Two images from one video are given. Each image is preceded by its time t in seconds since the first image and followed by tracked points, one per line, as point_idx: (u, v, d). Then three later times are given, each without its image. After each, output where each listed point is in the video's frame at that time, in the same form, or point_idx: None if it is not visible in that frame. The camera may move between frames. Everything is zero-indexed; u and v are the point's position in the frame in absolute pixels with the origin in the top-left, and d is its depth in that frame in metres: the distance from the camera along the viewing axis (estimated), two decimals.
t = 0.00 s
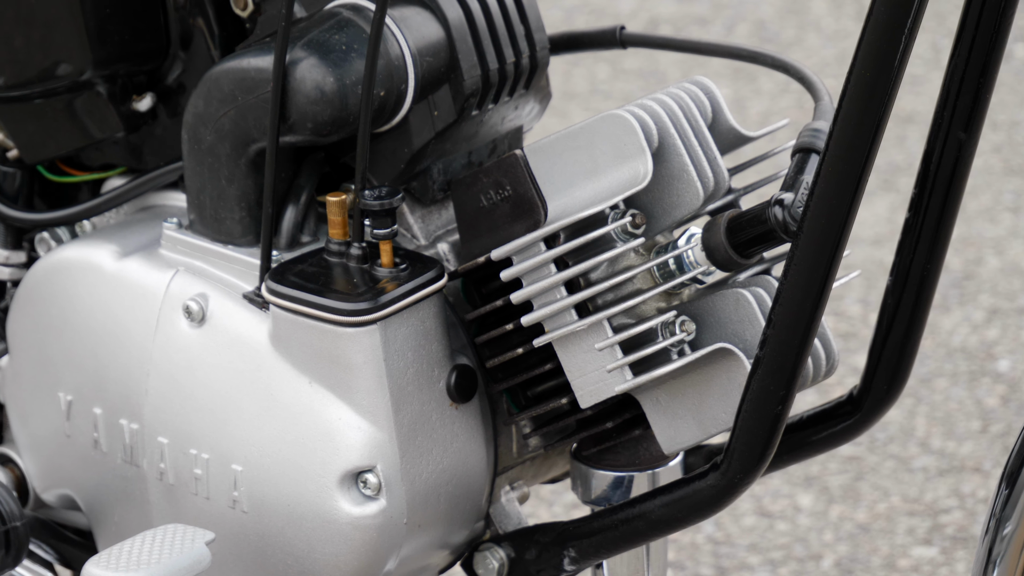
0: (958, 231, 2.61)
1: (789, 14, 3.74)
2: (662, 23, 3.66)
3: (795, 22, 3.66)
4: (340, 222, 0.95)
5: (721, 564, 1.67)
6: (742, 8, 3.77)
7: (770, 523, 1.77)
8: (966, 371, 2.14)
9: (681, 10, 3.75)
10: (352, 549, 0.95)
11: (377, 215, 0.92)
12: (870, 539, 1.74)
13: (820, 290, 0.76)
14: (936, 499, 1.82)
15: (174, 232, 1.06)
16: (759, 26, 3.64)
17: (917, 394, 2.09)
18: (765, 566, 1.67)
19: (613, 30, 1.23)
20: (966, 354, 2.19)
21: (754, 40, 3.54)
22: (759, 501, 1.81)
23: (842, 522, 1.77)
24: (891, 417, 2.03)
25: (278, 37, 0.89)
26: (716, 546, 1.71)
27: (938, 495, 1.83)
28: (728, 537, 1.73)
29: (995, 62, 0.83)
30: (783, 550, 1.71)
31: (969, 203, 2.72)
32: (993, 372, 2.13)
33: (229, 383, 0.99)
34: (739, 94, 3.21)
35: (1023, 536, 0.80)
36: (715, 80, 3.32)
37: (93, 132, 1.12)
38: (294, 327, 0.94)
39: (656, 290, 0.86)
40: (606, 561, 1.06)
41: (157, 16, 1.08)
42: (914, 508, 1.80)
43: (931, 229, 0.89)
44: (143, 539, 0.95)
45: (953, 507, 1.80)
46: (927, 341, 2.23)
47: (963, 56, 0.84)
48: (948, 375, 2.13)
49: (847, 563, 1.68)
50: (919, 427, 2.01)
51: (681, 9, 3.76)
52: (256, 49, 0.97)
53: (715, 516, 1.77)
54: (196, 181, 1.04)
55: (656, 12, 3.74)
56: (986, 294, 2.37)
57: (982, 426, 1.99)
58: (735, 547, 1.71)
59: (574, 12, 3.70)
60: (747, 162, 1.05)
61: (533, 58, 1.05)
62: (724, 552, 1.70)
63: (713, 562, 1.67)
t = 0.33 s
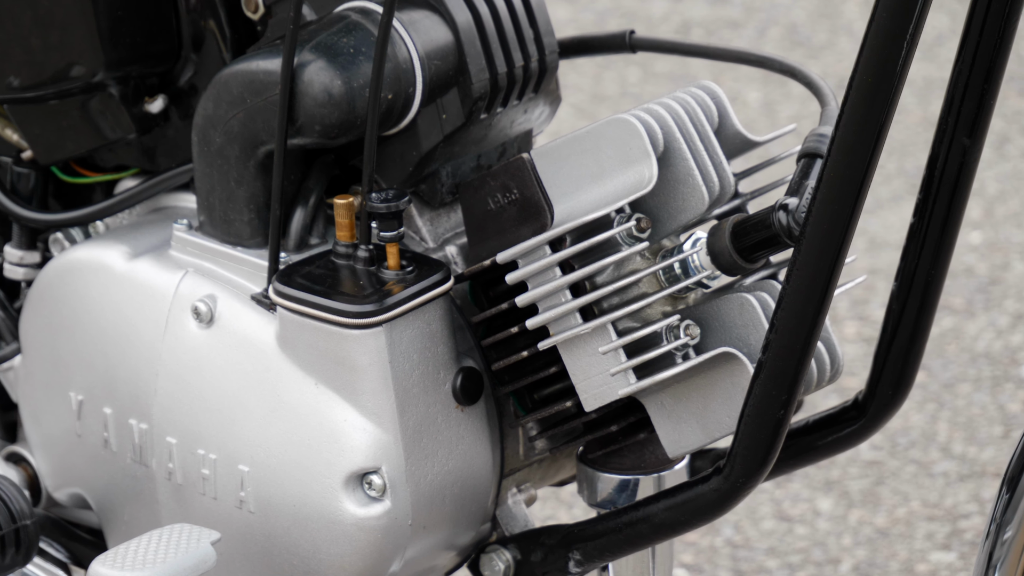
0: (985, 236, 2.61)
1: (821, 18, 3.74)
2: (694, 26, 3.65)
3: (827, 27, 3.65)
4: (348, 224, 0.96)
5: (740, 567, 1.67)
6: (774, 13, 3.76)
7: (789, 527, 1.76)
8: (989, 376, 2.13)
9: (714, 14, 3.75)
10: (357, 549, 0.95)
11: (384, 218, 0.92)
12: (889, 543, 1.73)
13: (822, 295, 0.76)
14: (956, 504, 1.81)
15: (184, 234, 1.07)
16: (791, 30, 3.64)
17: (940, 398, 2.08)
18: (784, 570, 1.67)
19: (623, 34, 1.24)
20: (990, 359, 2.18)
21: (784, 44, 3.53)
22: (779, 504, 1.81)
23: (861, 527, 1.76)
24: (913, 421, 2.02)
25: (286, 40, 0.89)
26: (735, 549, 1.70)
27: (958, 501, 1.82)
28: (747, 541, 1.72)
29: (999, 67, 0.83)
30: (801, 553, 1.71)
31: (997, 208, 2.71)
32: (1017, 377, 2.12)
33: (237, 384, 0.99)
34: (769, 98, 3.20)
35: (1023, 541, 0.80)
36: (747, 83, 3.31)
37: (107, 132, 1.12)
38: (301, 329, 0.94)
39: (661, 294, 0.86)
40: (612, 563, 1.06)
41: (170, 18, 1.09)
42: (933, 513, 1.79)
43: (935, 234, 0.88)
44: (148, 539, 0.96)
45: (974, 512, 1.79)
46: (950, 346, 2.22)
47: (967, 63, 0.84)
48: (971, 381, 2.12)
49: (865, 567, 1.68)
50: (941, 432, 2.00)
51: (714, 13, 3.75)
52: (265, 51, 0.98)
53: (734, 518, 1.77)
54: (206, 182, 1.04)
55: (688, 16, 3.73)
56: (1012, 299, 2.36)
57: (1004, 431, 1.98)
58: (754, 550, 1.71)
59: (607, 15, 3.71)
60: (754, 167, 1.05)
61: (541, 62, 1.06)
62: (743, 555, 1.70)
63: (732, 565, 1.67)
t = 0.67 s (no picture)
0: (1015, 238, 2.58)
1: (856, 19, 3.70)
2: (728, 26, 3.63)
3: (861, 27, 3.61)
4: (354, 227, 0.96)
5: (760, 569, 1.66)
6: (808, 14, 3.74)
7: (810, 529, 1.76)
8: (1015, 379, 2.10)
9: (748, 14, 3.72)
10: (361, 551, 0.95)
11: (390, 221, 0.92)
12: (910, 546, 1.72)
13: (823, 301, 0.76)
14: (978, 507, 1.80)
15: (193, 235, 1.07)
16: (826, 31, 3.61)
17: (965, 401, 2.06)
18: (804, 572, 1.66)
19: (632, 39, 1.23)
20: (1017, 362, 2.15)
21: (819, 45, 3.50)
22: (800, 506, 1.80)
23: (882, 529, 1.75)
24: (937, 424, 2.00)
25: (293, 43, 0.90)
26: (755, 551, 1.70)
27: (981, 504, 1.80)
28: (768, 543, 1.72)
29: (1002, 74, 0.83)
30: (821, 556, 1.70)
31: None
32: None
33: (242, 385, 0.99)
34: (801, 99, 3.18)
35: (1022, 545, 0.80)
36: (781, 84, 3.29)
37: (119, 131, 1.13)
38: (306, 331, 0.95)
39: (664, 298, 0.86)
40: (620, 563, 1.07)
41: (180, 21, 1.10)
42: (955, 516, 1.78)
43: (939, 241, 0.87)
44: (153, 539, 0.96)
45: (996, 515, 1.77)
46: (976, 348, 2.20)
47: (970, 70, 0.83)
48: (997, 384, 2.09)
49: (886, 570, 1.67)
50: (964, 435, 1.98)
51: (747, 13, 3.72)
52: (273, 54, 0.98)
53: (755, 520, 1.77)
54: (214, 184, 1.05)
55: (721, 16, 3.71)
56: None
57: None
58: (774, 552, 1.70)
59: (640, 16, 3.72)
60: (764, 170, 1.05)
61: (550, 66, 1.06)
62: (763, 556, 1.69)
63: (752, 567, 1.67)
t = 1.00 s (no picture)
0: None
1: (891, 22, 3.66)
2: (764, 29, 3.59)
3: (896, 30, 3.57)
4: (360, 229, 0.96)
5: (779, 570, 1.65)
6: (844, 18, 3.69)
7: (832, 531, 1.74)
8: None
9: (784, 17, 3.69)
10: (364, 552, 0.96)
11: (394, 223, 0.93)
12: (930, 549, 1.70)
13: (823, 305, 0.76)
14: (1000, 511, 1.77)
15: (201, 236, 1.08)
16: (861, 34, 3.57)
17: (988, 404, 2.02)
18: (823, 574, 1.65)
19: (640, 43, 1.24)
20: None
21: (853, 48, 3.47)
22: (822, 508, 1.78)
23: (903, 532, 1.73)
24: (961, 427, 1.96)
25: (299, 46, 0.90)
26: (775, 552, 1.69)
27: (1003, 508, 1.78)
28: (789, 544, 1.71)
29: (1002, 81, 0.81)
30: (842, 558, 1.68)
31: None
32: None
33: (248, 385, 1.00)
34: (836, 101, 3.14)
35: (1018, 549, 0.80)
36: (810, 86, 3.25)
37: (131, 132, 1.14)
38: (310, 332, 0.95)
39: (668, 302, 0.87)
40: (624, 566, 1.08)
41: (191, 23, 1.10)
42: (976, 519, 1.76)
43: (941, 246, 0.85)
44: (156, 539, 0.96)
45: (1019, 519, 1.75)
46: (1002, 352, 2.15)
47: (970, 77, 0.81)
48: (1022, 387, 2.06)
49: (906, 573, 1.65)
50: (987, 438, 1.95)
51: (784, 15, 3.69)
52: (280, 56, 0.99)
53: (777, 521, 1.75)
54: (221, 185, 1.05)
55: (758, 19, 3.67)
56: None
57: None
58: (794, 554, 1.69)
59: (678, 17, 3.71)
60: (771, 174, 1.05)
61: (558, 70, 1.06)
62: (783, 558, 1.68)
63: (772, 568, 1.66)
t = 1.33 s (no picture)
0: None
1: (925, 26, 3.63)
2: (802, 32, 3.56)
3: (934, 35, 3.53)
4: (366, 231, 0.97)
5: (799, 572, 1.65)
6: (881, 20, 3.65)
7: (853, 534, 1.74)
8: None
9: (822, 20, 3.65)
10: (366, 552, 0.96)
11: (399, 224, 0.93)
12: (950, 552, 1.69)
13: (821, 309, 0.77)
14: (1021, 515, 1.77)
15: (209, 236, 1.08)
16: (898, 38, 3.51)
17: (1013, 408, 2.00)
18: None
19: (649, 48, 1.24)
20: None
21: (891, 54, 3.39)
22: (843, 510, 1.78)
23: (923, 535, 1.73)
24: (984, 430, 1.95)
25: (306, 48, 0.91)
26: (796, 554, 1.69)
27: None
28: (809, 546, 1.70)
29: (1001, 88, 0.81)
30: (861, 560, 1.68)
31: None
32: None
33: (254, 385, 1.01)
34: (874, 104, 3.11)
35: (1012, 552, 0.81)
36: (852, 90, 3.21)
37: (142, 132, 1.14)
38: (315, 333, 0.96)
39: (670, 305, 0.87)
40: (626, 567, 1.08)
41: (202, 23, 1.11)
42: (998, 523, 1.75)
43: (942, 249, 0.85)
44: (160, 537, 0.97)
45: None
46: None
47: (969, 86, 0.81)
48: None
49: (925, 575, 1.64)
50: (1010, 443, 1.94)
51: (823, 18, 3.65)
52: (288, 58, 1.00)
53: (798, 523, 1.75)
54: (230, 186, 1.06)
55: (796, 21, 3.64)
56: None
57: None
58: (815, 556, 1.69)
59: (716, 20, 3.71)
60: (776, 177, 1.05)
61: (566, 73, 1.06)
62: (802, 560, 1.68)
63: (792, 570, 1.66)
